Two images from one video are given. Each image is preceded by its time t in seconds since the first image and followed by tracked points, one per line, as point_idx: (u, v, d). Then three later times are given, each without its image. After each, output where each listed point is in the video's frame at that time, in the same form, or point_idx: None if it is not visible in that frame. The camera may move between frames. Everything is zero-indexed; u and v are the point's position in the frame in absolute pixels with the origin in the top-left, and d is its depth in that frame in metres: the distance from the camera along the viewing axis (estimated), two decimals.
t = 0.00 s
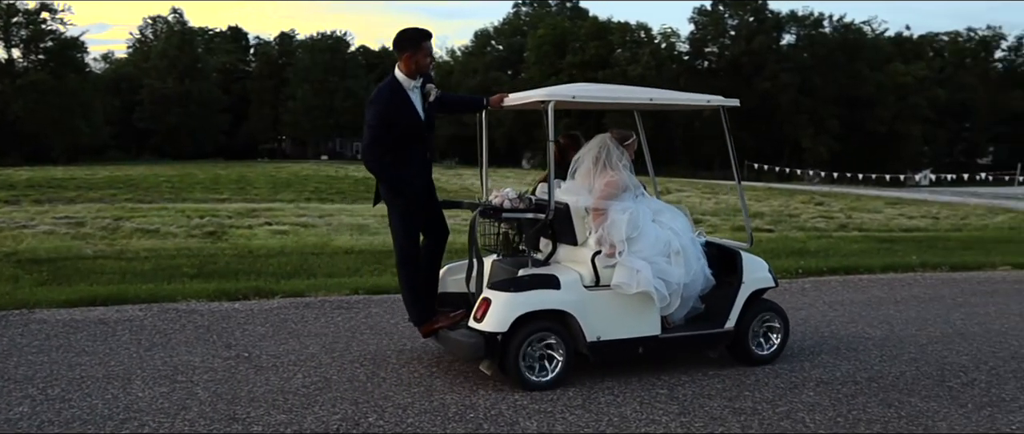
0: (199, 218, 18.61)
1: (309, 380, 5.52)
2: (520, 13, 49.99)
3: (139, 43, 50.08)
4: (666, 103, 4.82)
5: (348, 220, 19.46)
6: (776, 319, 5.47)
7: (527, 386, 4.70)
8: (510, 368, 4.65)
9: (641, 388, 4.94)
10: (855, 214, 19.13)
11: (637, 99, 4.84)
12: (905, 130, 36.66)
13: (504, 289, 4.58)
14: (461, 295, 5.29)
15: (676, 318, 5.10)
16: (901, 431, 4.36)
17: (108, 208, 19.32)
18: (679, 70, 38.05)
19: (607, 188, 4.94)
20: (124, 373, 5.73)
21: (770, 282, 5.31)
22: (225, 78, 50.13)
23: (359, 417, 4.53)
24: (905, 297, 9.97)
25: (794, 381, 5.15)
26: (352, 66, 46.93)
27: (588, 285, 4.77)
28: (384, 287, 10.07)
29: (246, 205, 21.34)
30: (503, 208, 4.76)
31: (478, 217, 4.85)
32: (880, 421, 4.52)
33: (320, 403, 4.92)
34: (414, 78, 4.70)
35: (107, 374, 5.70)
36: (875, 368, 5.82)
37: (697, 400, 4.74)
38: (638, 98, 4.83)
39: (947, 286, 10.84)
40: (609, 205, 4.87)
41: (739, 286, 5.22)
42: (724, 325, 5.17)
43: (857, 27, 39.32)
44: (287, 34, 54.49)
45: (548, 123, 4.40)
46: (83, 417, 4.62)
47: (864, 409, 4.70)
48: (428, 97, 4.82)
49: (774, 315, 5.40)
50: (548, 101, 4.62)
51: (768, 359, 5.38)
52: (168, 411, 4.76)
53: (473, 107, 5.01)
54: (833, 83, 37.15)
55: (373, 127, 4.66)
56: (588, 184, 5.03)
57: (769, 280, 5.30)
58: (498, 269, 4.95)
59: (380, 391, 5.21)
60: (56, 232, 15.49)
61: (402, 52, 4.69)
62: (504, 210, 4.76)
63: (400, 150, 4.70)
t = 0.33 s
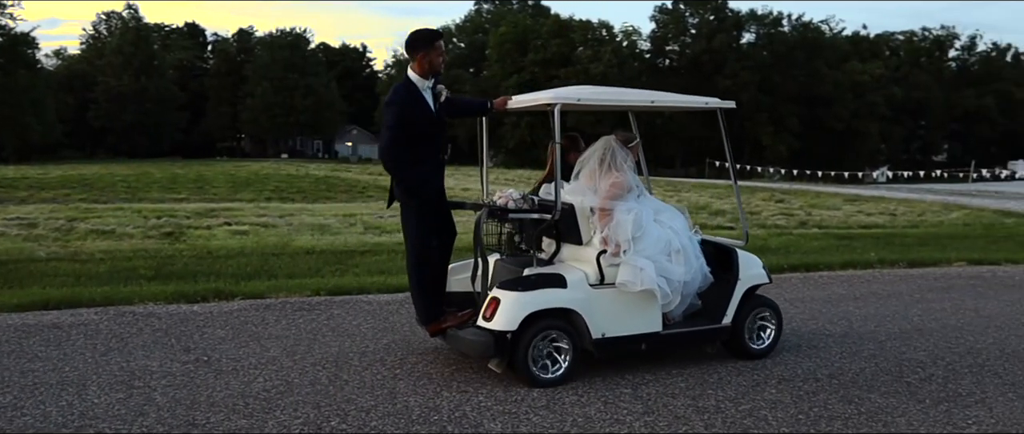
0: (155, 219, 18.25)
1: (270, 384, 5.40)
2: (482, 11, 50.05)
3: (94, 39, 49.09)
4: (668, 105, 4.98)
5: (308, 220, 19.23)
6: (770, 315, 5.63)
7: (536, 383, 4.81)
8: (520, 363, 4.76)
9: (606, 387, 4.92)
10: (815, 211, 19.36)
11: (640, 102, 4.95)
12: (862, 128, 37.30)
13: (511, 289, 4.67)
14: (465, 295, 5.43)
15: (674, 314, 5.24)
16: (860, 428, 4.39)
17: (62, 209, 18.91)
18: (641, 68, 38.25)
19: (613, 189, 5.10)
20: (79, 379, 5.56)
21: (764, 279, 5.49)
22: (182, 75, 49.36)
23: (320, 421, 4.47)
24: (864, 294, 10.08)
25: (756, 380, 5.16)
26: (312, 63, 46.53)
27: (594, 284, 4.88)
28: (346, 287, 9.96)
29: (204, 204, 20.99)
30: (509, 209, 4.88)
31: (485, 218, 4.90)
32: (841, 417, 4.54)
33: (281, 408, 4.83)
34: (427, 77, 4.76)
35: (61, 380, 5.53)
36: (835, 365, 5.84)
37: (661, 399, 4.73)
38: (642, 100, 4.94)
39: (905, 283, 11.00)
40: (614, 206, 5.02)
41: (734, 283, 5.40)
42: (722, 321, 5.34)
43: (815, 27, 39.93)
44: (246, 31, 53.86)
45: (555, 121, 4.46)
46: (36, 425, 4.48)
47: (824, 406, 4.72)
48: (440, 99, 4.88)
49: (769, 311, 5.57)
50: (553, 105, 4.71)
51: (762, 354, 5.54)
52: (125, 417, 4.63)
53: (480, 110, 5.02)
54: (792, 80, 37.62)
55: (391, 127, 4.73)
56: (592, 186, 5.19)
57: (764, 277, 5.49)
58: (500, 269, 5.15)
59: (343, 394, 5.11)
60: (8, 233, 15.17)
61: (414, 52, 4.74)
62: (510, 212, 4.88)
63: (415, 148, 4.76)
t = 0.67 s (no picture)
0: (115, 220, 17.84)
1: (232, 389, 5.27)
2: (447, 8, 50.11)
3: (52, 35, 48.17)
4: (673, 107, 5.05)
5: (271, 220, 18.93)
6: (766, 311, 5.76)
7: (545, 379, 4.83)
8: (529, 362, 4.78)
9: (572, 387, 4.86)
10: (779, 208, 19.50)
11: (646, 105, 5.01)
12: (826, 126, 37.79)
13: (519, 288, 4.70)
14: (472, 294, 5.47)
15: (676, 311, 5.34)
16: (824, 426, 4.37)
17: (16, 210, 18.43)
18: (607, 66, 38.55)
19: (618, 189, 5.15)
20: (35, 385, 5.38)
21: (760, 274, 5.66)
22: (142, 72, 48.61)
23: (282, 425, 4.39)
24: (828, 291, 10.13)
25: (722, 379, 5.14)
26: (276, 61, 46.16)
27: (600, 281, 4.94)
28: (311, 288, 9.81)
29: (164, 204, 20.59)
30: (515, 208, 4.96)
31: (492, 217, 4.98)
32: (806, 416, 4.52)
33: (244, 412, 4.71)
34: (440, 77, 4.75)
35: (17, 387, 5.36)
36: (799, 362, 5.59)
37: (628, 399, 4.69)
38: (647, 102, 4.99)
39: (868, 280, 11.09)
40: (621, 205, 5.08)
41: (732, 279, 5.56)
42: (722, 315, 5.48)
43: (778, 26, 40.47)
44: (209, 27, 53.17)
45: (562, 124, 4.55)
46: None
47: (790, 405, 4.71)
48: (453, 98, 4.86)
49: (766, 306, 5.71)
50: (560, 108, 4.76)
51: (759, 347, 5.68)
52: (82, 425, 4.48)
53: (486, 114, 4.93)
54: (756, 78, 37.99)
55: (407, 126, 4.70)
56: (598, 186, 5.21)
57: (759, 271, 5.65)
58: (507, 267, 5.15)
59: (307, 398, 5.00)
60: None
61: (428, 52, 4.75)
62: (516, 211, 4.96)
63: (431, 146, 4.70)
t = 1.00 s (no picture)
0: (73, 220, 17.50)
1: (193, 394, 5.12)
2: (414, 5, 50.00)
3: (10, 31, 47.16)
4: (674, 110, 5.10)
5: (234, 220, 18.63)
6: (761, 308, 5.80)
7: (553, 376, 4.85)
8: (537, 359, 4.81)
9: (537, 388, 4.79)
10: (745, 206, 19.58)
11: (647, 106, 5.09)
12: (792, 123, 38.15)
13: (527, 285, 4.72)
14: (475, 293, 5.45)
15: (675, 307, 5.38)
16: (790, 426, 4.32)
17: None
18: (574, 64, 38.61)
19: (622, 189, 5.22)
20: None
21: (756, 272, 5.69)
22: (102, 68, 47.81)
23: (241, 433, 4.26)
24: (794, 289, 10.14)
25: (688, 379, 5.08)
26: (241, 58, 45.72)
27: (604, 280, 4.98)
28: (275, 290, 9.62)
29: (124, 204, 20.21)
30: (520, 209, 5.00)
31: (498, 216, 5.03)
32: (771, 415, 4.47)
33: (204, 418, 4.56)
34: (450, 77, 4.79)
35: None
36: (764, 362, 5.49)
37: (594, 401, 4.61)
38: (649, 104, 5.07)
39: (833, 278, 11.12)
40: (623, 205, 5.13)
41: (729, 277, 5.57)
42: (720, 312, 5.52)
43: (743, 24, 40.89)
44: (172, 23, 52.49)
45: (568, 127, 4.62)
46: None
47: (755, 405, 4.66)
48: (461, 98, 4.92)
49: (761, 303, 5.76)
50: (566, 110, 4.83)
51: (754, 344, 5.72)
52: None
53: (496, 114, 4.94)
54: (721, 76, 38.27)
55: (422, 126, 4.74)
56: (601, 186, 5.29)
57: (754, 270, 5.69)
58: (509, 267, 5.17)
59: (270, 403, 4.86)
60: None
61: (439, 52, 4.78)
62: (520, 211, 5.00)
63: (442, 147, 4.75)
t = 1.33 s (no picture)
0: (30, 220, 17.10)
1: (150, 400, 4.93)
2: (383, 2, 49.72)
3: None
4: (675, 109, 5.13)
5: (198, 220, 18.34)
6: (754, 305, 5.84)
7: (557, 372, 4.87)
8: (542, 357, 4.81)
9: (505, 392, 4.70)
10: (714, 204, 19.61)
11: (648, 107, 5.13)
12: (760, 121, 38.39)
13: (533, 284, 4.73)
14: (476, 292, 5.44)
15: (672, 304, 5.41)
16: (758, 426, 4.25)
17: None
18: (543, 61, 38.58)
19: (624, 189, 5.24)
20: None
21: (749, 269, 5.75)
22: (63, 65, 46.95)
23: None
24: (760, 288, 10.12)
25: (655, 380, 4.97)
26: (206, 55, 45.14)
27: (607, 278, 5.00)
28: (238, 292, 9.42)
29: (85, 204, 19.83)
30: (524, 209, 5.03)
31: (501, 215, 5.06)
32: (738, 416, 4.40)
33: (161, 425, 4.39)
34: (458, 78, 4.82)
35: None
36: (731, 362, 5.41)
37: (560, 403, 4.51)
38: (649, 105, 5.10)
39: (800, 276, 11.12)
40: (626, 205, 5.15)
41: (724, 274, 5.63)
42: (716, 308, 5.57)
43: (711, 22, 41.09)
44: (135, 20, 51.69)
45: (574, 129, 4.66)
46: None
47: (723, 405, 4.58)
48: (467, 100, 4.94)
49: (755, 300, 5.81)
50: (570, 111, 4.87)
51: (750, 339, 5.77)
52: None
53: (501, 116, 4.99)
54: (689, 74, 38.44)
55: (435, 126, 4.75)
56: (601, 187, 5.30)
57: (748, 266, 5.75)
58: (510, 268, 5.15)
59: (230, 409, 4.68)
60: None
61: (449, 52, 4.80)
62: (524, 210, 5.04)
63: (453, 146, 4.76)
